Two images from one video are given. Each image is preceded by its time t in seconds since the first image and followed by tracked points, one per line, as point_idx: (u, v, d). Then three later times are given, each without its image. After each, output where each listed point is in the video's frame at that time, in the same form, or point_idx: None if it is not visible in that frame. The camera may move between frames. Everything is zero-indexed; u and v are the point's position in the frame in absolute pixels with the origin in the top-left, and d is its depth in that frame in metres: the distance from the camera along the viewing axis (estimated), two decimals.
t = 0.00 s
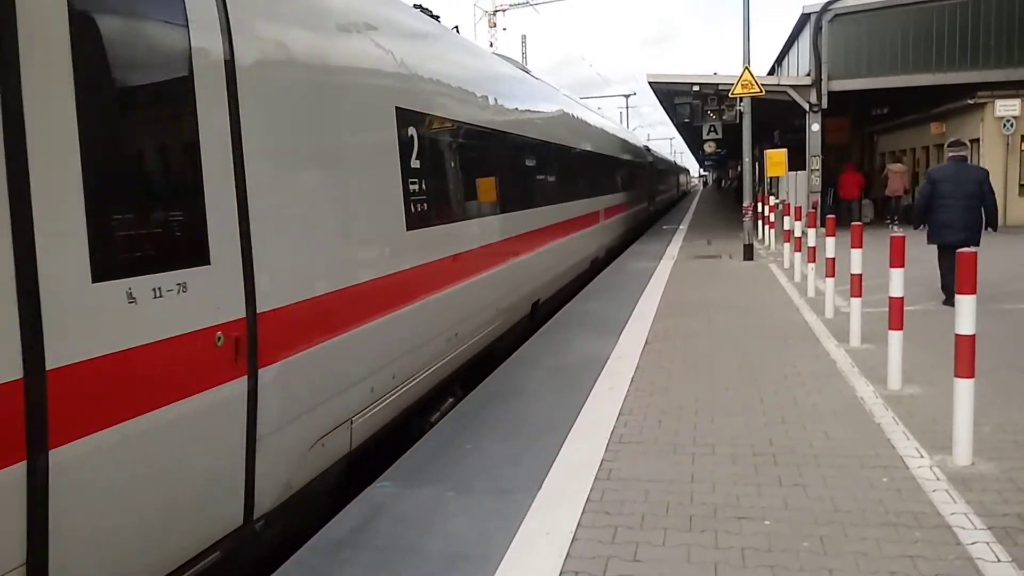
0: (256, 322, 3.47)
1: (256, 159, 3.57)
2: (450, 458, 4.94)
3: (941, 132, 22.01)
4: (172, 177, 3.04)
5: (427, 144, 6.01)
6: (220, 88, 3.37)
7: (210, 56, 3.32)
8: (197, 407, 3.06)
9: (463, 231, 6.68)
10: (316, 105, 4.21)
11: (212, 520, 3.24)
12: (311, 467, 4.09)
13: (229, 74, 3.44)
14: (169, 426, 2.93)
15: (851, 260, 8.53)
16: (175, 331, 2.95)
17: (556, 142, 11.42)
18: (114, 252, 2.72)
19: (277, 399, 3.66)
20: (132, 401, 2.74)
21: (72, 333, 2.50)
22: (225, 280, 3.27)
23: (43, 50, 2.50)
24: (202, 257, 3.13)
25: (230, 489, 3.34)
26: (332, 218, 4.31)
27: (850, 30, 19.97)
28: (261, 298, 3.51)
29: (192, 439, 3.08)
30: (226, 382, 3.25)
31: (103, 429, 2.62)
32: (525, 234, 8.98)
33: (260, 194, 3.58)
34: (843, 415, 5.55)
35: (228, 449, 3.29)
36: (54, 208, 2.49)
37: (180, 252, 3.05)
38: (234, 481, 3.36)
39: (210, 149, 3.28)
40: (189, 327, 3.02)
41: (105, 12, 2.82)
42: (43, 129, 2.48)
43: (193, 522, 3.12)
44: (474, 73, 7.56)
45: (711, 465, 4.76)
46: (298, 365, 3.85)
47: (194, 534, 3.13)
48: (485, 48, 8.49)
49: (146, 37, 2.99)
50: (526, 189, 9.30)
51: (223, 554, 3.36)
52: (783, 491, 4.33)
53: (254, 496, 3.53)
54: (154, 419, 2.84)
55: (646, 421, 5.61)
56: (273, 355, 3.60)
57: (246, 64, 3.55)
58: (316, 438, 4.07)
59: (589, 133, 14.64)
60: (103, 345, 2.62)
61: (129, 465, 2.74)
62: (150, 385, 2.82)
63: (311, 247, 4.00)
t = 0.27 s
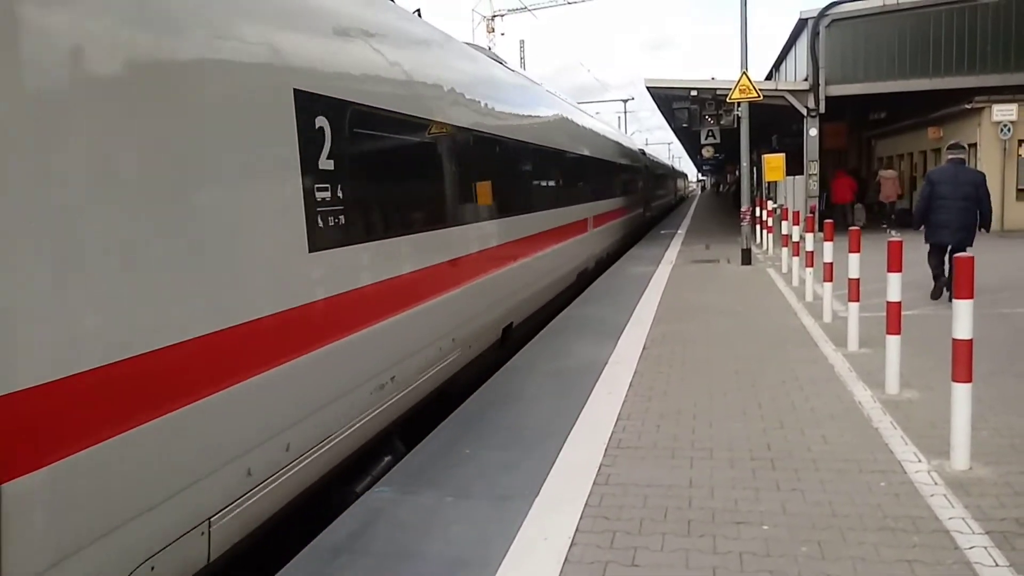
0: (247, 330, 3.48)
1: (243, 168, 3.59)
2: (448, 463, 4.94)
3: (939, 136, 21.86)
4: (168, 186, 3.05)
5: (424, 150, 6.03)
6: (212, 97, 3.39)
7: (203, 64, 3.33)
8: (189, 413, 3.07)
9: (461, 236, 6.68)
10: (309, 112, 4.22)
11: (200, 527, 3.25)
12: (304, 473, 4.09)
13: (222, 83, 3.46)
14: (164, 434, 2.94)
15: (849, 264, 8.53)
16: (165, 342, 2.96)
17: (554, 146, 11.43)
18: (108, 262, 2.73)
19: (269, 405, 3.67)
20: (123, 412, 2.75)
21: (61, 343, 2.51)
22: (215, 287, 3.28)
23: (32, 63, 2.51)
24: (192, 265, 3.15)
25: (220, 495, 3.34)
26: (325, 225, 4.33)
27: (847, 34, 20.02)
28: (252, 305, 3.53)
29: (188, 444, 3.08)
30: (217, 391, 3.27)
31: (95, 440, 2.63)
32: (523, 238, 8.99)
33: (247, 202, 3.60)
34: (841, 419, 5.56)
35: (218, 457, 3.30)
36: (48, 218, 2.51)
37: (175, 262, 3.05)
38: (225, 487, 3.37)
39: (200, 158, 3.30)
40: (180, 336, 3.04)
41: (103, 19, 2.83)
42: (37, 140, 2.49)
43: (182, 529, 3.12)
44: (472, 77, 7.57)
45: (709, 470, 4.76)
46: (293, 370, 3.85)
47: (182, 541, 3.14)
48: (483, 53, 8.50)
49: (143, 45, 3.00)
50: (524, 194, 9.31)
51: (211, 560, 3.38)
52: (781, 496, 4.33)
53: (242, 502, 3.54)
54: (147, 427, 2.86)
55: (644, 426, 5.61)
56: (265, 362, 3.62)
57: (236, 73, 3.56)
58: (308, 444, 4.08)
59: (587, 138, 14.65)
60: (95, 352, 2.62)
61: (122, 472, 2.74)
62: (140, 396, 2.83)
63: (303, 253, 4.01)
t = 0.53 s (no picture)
0: (251, 331, 3.49)
1: (242, 170, 3.60)
2: (451, 463, 4.94)
3: (941, 135, 21.75)
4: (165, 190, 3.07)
5: (426, 150, 6.03)
6: (212, 98, 3.40)
7: (204, 67, 3.34)
8: (191, 414, 3.08)
9: (462, 236, 6.69)
10: (310, 113, 4.23)
11: (202, 528, 3.25)
12: (308, 473, 4.10)
13: (222, 84, 3.47)
14: (168, 435, 2.95)
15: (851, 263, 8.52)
16: (170, 343, 2.97)
17: (556, 146, 11.43)
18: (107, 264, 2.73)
19: (272, 405, 3.67)
20: (129, 413, 2.76)
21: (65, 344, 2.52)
22: (216, 288, 3.28)
23: (36, 66, 2.51)
24: (193, 267, 3.16)
25: (223, 496, 3.35)
26: (325, 226, 4.33)
27: (848, 32, 19.93)
28: (254, 306, 3.53)
29: (191, 445, 3.09)
30: (221, 392, 3.27)
31: (102, 441, 2.64)
32: (525, 238, 8.99)
33: (246, 204, 3.61)
34: (844, 418, 5.56)
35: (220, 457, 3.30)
36: (53, 221, 2.50)
37: (174, 263, 3.06)
38: (228, 488, 3.37)
39: (199, 160, 3.31)
40: (184, 337, 3.05)
41: (106, 20, 2.84)
42: (45, 143, 2.50)
43: (185, 530, 3.13)
44: (474, 77, 7.57)
45: (712, 469, 4.76)
46: (296, 370, 3.86)
47: (185, 542, 3.14)
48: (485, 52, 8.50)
49: (144, 47, 3.00)
50: (526, 194, 9.32)
51: (214, 561, 3.38)
52: (784, 495, 4.33)
53: (245, 503, 3.55)
54: (150, 429, 2.86)
55: (647, 425, 5.61)
56: (267, 363, 3.62)
57: (235, 75, 3.57)
58: (311, 444, 4.08)
59: (589, 138, 14.65)
60: (100, 353, 2.63)
61: (126, 472, 2.75)
62: (146, 397, 2.84)
63: (304, 253, 4.02)
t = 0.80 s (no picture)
0: (252, 331, 3.49)
1: (241, 169, 3.60)
2: (453, 463, 4.94)
3: (943, 134, 21.83)
4: (161, 193, 3.08)
5: (426, 150, 6.03)
6: (211, 100, 3.40)
7: (203, 69, 3.35)
8: (191, 415, 3.08)
9: (463, 236, 6.68)
10: (310, 113, 4.22)
11: (204, 528, 3.24)
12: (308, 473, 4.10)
13: (222, 86, 3.47)
14: (168, 436, 2.95)
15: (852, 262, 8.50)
16: (171, 344, 2.97)
17: (557, 146, 11.43)
18: (101, 267, 2.74)
19: (273, 405, 3.67)
20: (129, 414, 2.76)
21: (65, 345, 2.52)
22: (216, 287, 3.28)
23: (23, 77, 2.54)
24: (191, 268, 3.16)
25: (222, 497, 3.34)
26: (325, 227, 4.32)
27: (850, 32, 19.86)
28: (255, 307, 3.53)
29: (192, 446, 3.09)
30: (221, 393, 3.27)
31: (102, 442, 2.64)
32: (526, 238, 8.99)
33: (243, 202, 3.59)
34: (845, 418, 5.55)
35: (220, 458, 3.30)
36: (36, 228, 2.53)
37: (171, 264, 3.06)
38: (227, 489, 3.36)
39: (197, 162, 3.31)
40: (185, 338, 3.05)
41: (105, 21, 2.84)
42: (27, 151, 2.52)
43: (187, 530, 3.12)
44: (474, 77, 7.57)
45: (714, 469, 4.75)
46: (296, 371, 3.86)
47: (188, 542, 3.14)
48: (485, 53, 8.49)
49: (143, 49, 3.00)
50: (527, 194, 9.31)
51: (216, 561, 3.38)
52: (786, 495, 4.33)
53: (247, 502, 3.55)
54: (150, 430, 2.86)
55: (648, 425, 5.61)
56: (266, 363, 3.61)
57: (234, 75, 3.56)
58: (311, 445, 4.07)
59: (590, 138, 14.64)
60: (100, 354, 2.63)
61: (125, 473, 2.75)
62: (146, 399, 2.84)
63: (304, 254, 4.02)
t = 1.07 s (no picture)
0: (253, 327, 3.49)
1: (242, 166, 3.59)
2: (455, 460, 4.94)
3: (946, 132, 21.99)
4: (163, 189, 3.08)
5: (428, 146, 6.02)
6: (212, 95, 3.40)
7: (205, 65, 3.34)
8: (192, 411, 3.08)
9: (465, 233, 6.67)
10: (311, 109, 4.21)
11: (205, 525, 3.24)
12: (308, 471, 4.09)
13: (223, 82, 3.47)
14: (169, 433, 2.95)
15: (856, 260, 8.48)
16: (172, 340, 2.97)
17: (559, 143, 11.41)
18: (101, 264, 2.73)
19: (275, 401, 3.67)
20: (130, 410, 2.76)
21: (66, 341, 2.52)
22: (217, 284, 3.27)
23: (24, 73, 2.53)
24: (192, 264, 3.16)
25: (223, 493, 3.34)
26: (326, 223, 4.32)
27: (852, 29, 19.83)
28: (256, 303, 3.53)
29: (193, 442, 3.09)
30: (222, 389, 3.27)
31: (103, 439, 2.64)
32: (528, 235, 8.98)
33: (244, 198, 3.59)
34: (847, 416, 5.54)
35: (220, 455, 3.29)
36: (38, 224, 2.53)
37: (173, 260, 3.06)
38: (228, 486, 3.36)
39: (199, 158, 3.31)
40: (186, 334, 3.05)
41: (106, 17, 2.84)
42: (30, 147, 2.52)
43: (187, 526, 3.12)
44: (477, 74, 7.55)
45: (715, 467, 4.74)
46: (298, 367, 3.86)
47: (189, 539, 3.13)
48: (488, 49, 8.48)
49: (145, 45, 3.00)
50: (529, 191, 9.30)
51: (218, 557, 3.38)
52: (788, 493, 4.32)
53: (247, 498, 3.54)
54: (151, 427, 2.86)
55: (650, 422, 5.60)
56: (268, 359, 3.60)
57: (236, 72, 3.56)
58: (313, 442, 4.07)
59: (593, 135, 14.62)
60: (101, 349, 2.63)
61: (127, 470, 2.75)
62: (147, 395, 2.84)
63: (305, 250, 4.02)
